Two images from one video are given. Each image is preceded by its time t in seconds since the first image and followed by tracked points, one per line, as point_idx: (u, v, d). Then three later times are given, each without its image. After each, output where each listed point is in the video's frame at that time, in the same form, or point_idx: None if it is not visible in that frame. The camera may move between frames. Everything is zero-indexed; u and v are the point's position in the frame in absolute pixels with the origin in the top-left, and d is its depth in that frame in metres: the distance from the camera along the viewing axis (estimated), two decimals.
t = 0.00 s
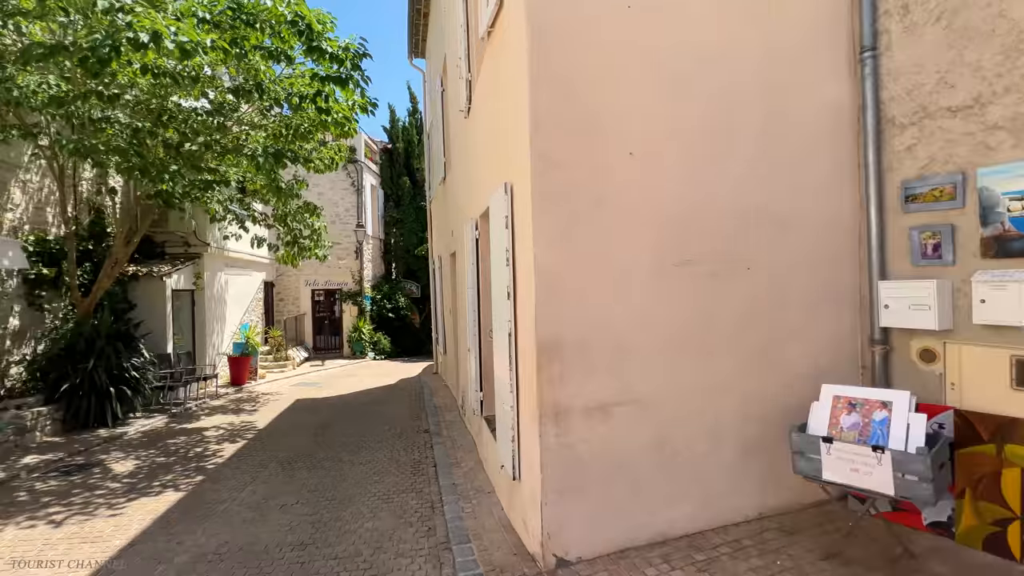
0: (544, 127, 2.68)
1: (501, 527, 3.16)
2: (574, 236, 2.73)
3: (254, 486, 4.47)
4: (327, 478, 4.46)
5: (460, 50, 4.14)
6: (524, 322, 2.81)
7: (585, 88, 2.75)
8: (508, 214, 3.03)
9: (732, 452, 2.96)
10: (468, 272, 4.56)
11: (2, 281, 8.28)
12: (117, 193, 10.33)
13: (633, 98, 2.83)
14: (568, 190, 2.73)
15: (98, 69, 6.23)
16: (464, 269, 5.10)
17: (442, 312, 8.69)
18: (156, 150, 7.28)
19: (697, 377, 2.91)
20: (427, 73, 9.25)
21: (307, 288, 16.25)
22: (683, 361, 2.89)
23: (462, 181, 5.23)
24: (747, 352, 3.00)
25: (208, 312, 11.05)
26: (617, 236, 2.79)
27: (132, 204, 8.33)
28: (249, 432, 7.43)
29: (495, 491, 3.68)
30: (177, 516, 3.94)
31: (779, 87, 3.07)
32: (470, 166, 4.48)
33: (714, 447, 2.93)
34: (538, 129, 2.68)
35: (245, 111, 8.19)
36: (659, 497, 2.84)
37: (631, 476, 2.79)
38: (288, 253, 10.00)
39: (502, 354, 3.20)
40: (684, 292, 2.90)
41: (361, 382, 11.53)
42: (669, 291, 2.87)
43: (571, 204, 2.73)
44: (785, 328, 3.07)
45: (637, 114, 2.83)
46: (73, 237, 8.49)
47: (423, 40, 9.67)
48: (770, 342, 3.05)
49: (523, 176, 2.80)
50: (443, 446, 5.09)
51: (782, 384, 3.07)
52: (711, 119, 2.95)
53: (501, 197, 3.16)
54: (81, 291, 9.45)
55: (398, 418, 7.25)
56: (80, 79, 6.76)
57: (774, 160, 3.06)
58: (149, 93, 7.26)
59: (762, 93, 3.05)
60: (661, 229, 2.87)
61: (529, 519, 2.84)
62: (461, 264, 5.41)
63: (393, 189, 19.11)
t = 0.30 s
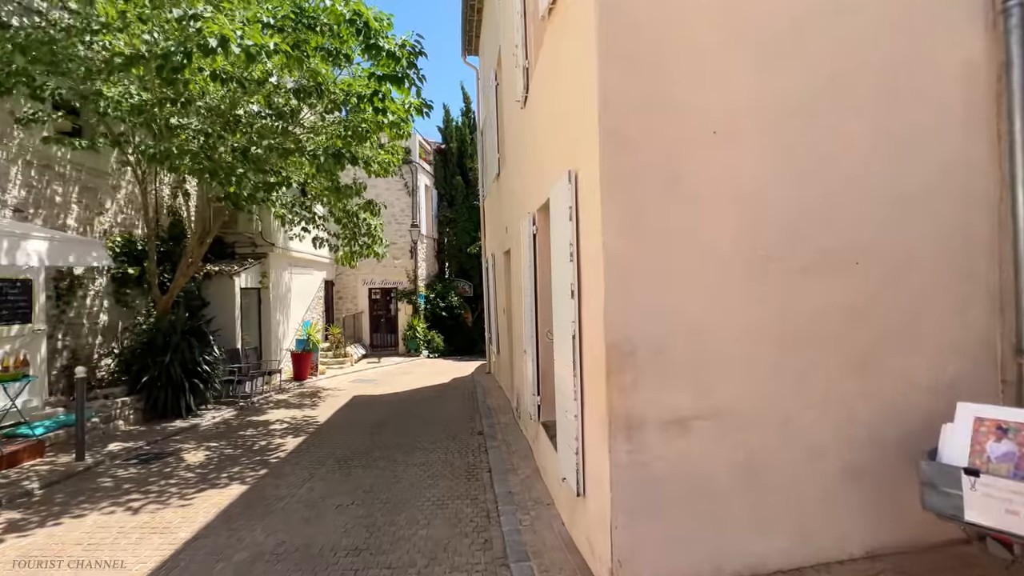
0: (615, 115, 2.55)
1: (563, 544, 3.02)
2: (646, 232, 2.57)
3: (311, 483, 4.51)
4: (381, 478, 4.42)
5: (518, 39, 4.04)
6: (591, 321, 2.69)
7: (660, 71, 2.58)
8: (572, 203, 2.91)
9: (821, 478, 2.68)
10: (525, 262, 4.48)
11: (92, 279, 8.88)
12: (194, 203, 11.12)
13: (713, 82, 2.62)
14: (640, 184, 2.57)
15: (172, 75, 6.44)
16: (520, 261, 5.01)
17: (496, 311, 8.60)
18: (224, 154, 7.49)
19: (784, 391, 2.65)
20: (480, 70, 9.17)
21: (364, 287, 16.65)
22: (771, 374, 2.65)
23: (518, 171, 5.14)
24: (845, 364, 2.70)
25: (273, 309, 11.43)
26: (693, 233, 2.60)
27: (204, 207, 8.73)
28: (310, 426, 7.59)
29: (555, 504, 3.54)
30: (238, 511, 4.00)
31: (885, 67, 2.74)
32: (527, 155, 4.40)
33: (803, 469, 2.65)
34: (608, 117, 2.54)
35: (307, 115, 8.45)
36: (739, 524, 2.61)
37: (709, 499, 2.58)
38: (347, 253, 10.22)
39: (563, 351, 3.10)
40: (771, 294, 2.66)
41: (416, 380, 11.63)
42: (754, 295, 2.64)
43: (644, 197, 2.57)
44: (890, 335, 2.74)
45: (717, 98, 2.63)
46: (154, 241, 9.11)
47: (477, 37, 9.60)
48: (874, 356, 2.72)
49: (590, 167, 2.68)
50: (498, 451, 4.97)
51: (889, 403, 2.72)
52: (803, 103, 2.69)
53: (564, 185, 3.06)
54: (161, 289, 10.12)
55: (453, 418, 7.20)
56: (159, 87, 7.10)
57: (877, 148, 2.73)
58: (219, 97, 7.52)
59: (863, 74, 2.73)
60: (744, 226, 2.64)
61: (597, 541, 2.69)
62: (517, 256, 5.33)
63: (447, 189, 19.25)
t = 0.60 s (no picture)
0: (693, 100, 2.32)
1: (625, 569, 2.80)
2: (729, 229, 2.33)
3: (363, 483, 4.49)
4: (433, 482, 4.33)
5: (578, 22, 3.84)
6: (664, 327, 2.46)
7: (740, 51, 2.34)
8: (641, 191, 2.72)
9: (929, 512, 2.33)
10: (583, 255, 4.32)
11: (170, 276, 9.32)
12: (261, 203, 11.57)
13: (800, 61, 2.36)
14: (722, 176, 2.33)
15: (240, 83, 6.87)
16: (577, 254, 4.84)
17: (551, 311, 8.38)
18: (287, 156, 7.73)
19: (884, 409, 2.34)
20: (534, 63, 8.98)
21: (419, 286, 16.88)
22: (870, 388, 2.36)
23: (575, 161, 4.95)
24: (955, 378, 2.38)
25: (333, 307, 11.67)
26: (780, 229, 2.35)
27: (269, 207, 8.98)
28: (366, 423, 7.65)
29: (616, 522, 3.31)
30: (292, 510, 4.00)
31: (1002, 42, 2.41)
32: (586, 141, 4.21)
33: (907, 501, 2.33)
34: (685, 102, 2.31)
35: (364, 114, 8.61)
36: (831, 562, 2.31)
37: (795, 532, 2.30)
38: (404, 252, 10.29)
39: (630, 353, 2.90)
40: (867, 298, 2.37)
41: (470, 379, 11.59)
42: (850, 300, 2.36)
43: (726, 191, 2.33)
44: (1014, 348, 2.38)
45: (805, 78, 2.37)
46: (223, 241, 9.53)
47: (531, 28, 9.41)
48: (991, 371, 2.38)
49: (665, 156, 2.45)
50: (554, 458, 4.78)
51: (1010, 425, 2.37)
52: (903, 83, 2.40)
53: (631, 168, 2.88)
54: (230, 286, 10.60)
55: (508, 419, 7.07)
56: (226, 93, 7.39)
57: (993, 133, 2.41)
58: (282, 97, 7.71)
59: (977, 46, 2.41)
60: (837, 221, 2.37)
61: (669, 568, 2.46)
62: (574, 249, 5.15)
63: (501, 188, 19.17)
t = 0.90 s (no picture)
0: (799, 84, 2.07)
1: None
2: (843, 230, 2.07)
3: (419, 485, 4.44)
4: (489, 487, 4.23)
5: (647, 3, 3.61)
6: (759, 335, 2.24)
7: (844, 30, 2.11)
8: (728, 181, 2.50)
9: None
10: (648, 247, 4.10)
11: (241, 275, 9.68)
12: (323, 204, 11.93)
13: (922, 40, 2.09)
14: (835, 171, 2.07)
15: (301, 85, 7.02)
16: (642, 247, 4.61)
17: (610, 311, 8.11)
18: (345, 157, 7.96)
19: None
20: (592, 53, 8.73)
21: (474, 284, 16.96)
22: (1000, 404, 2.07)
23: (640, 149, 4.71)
24: None
25: (391, 305, 11.84)
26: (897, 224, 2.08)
27: (331, 207, 9.17)
28: (424, 422, 7.66)
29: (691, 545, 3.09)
30: (349, 509, 4.00)
31: None
32: (654, 125, 3.98)
33: None
34: (790, 85, 2.06)
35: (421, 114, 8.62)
36: None
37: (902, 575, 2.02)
38: (460, 249, 10.28)
39: (713, 356, 2.69)
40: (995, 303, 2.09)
41: (526, 379, 11.45)
42: (983, 308, 2.08)
43: (839, 187, 2.07)
44: None
45: (926, 57, 2.09)
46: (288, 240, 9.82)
47: (589, 17, 9.15)
48: None
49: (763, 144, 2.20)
50: (617, 470, 4.55)
51: None
52: None
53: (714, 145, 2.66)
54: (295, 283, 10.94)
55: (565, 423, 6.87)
56: (289, 96, 7.59)
57: None
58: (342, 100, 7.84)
59: None
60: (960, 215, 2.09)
61: None
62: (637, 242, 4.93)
63: (556, 184, 18.93)
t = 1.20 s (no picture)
0: (950, 26, 1.68)
1: None
2: (1007, 208, 1.70)
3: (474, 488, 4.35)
4: (548, 495, 4.10)
5: None
6: (886, 348, 1.94)
7: None
8: (843, 159, 2.22)
9: None
10: (732, 236, 3.84)
11: (304, 273, 9.92)
12: (381, 202, 12.13)
13: None
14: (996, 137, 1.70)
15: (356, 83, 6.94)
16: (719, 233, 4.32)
17: (672, 307, 7.77)
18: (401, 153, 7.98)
19: None
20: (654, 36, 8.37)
21: (528, 282, 16.85)
22: None
23: (717, 132, 4.39)
24: None
25: (447, 302, 11.88)
26: None
27: (388, 205, 9.25)
28: (478, 421, 7.58)
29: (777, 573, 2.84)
30: (404, 510, 3.94)
31: None
32: (739, 103, 3.70)
33: None
34: (937, 30, 1.69)
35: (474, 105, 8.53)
36: None
37: None
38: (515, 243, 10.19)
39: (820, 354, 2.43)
40: None
41: (581, 379, 11.22)
42: None
43: (999, 157, 1.71)
44: None
45: None
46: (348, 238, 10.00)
47: None
48: None
49: (894, 127, 1.87)
50: (687, 481, 4.30)
51: None
52: None
53: (822, 111, 2.35)
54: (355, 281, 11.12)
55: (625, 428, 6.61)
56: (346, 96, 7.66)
57: None
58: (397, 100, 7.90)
59: None
60: None
61: None
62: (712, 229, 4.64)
63: (613, 179, 18.50)
